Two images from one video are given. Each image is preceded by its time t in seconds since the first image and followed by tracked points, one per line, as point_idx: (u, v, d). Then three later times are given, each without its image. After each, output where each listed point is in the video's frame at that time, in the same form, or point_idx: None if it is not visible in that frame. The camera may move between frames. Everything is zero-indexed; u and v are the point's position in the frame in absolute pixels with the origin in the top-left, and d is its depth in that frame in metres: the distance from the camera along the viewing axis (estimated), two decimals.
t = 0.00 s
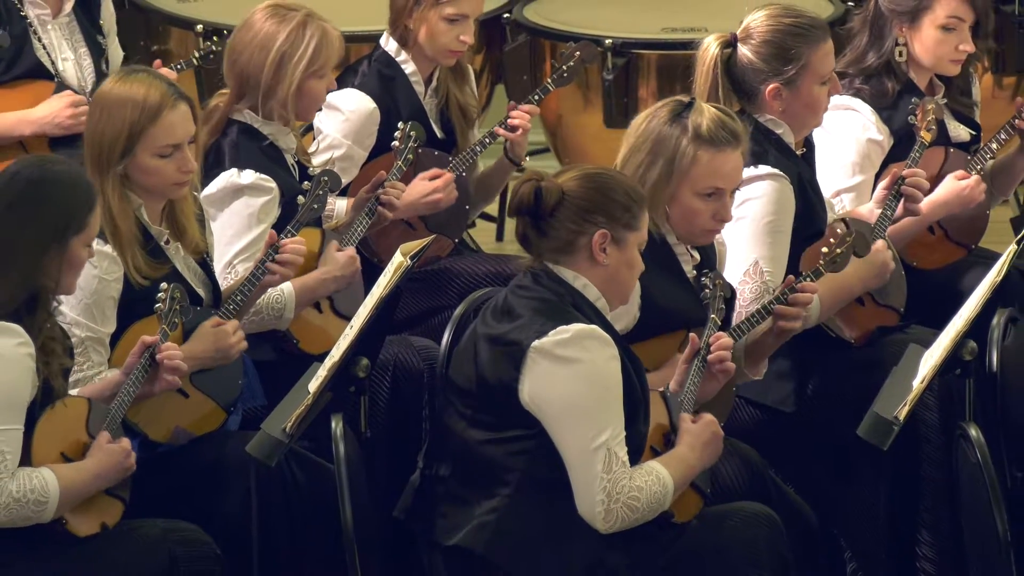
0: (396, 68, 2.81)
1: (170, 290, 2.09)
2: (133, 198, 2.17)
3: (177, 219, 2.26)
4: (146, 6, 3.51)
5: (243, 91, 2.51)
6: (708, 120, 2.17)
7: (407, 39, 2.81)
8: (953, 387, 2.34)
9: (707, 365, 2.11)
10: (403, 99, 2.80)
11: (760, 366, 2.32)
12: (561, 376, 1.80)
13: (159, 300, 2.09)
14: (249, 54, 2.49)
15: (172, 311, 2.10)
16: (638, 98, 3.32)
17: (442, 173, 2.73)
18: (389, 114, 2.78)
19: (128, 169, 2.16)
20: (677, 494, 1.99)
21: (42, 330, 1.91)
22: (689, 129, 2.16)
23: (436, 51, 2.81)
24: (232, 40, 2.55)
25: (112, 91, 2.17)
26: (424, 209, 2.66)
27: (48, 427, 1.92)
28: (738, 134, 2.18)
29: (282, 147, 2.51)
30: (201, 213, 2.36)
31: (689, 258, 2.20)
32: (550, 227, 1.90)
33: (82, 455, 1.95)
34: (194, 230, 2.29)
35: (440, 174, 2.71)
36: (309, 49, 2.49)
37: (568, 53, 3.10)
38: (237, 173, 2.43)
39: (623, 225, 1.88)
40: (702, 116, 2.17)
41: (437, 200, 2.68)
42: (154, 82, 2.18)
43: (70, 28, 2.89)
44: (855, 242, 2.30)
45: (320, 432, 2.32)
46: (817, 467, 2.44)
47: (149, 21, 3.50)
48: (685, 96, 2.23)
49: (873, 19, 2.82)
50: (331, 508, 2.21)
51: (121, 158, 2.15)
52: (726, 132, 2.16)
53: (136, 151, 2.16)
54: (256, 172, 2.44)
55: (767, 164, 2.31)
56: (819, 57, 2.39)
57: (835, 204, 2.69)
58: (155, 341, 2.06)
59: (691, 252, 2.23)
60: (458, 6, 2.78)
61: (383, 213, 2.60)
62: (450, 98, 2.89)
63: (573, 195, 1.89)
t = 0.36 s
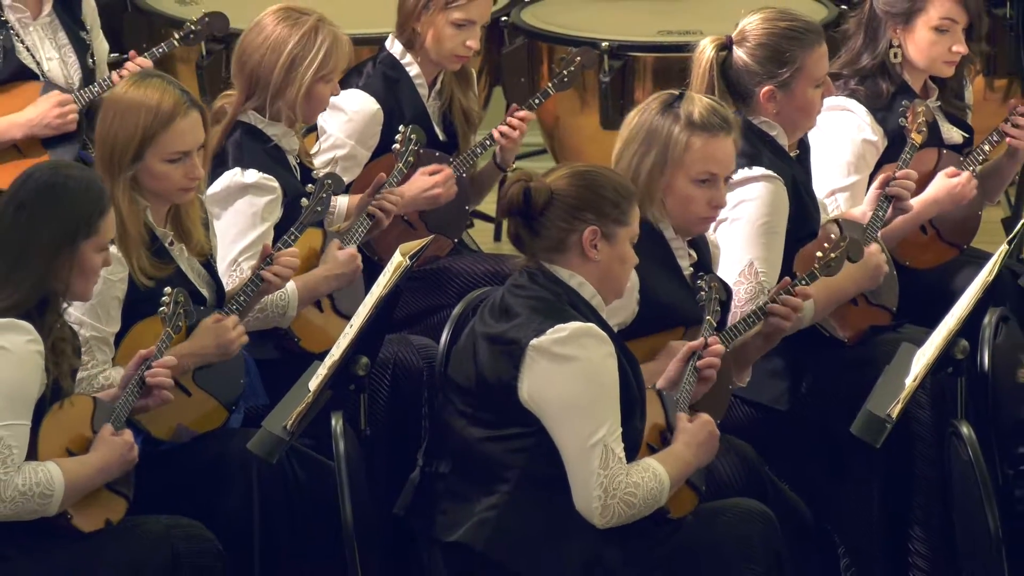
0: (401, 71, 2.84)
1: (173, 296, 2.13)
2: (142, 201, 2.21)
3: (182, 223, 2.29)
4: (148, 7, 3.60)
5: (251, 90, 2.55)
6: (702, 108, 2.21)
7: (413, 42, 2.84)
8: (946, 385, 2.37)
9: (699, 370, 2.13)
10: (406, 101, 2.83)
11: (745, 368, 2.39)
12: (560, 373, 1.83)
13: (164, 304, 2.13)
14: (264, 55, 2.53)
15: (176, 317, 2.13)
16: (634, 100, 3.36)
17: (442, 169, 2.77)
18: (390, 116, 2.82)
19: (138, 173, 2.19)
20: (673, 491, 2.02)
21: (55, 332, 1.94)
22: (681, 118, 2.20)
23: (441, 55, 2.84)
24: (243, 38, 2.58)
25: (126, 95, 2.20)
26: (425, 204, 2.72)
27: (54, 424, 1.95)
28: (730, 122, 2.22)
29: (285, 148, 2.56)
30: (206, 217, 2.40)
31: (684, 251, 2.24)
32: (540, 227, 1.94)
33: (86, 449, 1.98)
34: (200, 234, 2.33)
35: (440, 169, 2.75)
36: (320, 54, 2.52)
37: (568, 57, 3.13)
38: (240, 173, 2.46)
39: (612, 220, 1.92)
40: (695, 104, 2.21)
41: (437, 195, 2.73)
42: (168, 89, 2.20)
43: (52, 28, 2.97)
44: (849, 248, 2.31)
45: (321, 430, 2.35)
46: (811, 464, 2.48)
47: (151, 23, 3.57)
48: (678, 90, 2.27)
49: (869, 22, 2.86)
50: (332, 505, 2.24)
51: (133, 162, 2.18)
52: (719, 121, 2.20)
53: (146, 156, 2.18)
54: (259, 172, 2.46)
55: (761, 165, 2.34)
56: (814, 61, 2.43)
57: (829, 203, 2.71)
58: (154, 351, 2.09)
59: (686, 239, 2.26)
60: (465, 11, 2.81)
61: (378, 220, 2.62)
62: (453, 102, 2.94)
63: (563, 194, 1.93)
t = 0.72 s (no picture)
0: (400, 74, 2.87)
1: (178, 296, 2.19)
2: (142, 201, 2.25)
3: (184, 224, 2.32)
4: (152, 11, 3.66)
5: (248, 91, 2.59)
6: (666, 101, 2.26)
7: (412, 45, 2.88)
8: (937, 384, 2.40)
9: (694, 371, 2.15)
10: (406, 104, 2.87)
11: (739, 362, 2.39)
12: (554, 374, 1.86)
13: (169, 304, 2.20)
14: (259, 55, 2.58)
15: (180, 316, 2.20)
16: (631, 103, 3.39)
17: (442, 174, 2.80)
18: (390, 119, 2.85)
19: (138, 173, 2.22)
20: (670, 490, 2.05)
21: (55, 329, 1.98)
22: (648, 111, 2.26)
23: (439, 58, 2.87)
24: (238, 40, 2.63)
25: (123, 97, 2.23)
26: (424, 209, 2.74)
27: (60, 423, 1.98)
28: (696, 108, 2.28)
29: (284, 149, 2.60)
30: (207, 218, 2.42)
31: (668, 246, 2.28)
32: (525, 228, 1.97)
33: (91, 450, 2.01)
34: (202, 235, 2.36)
35: (440, 175, 2.78)
36: (314, 51, 2.57)
37: (565, 60, 3.17)
38: (240, 174, 2.50)
39: (596, 216, 1.95)
40: (658, 97, 2.27)
41: (436, 201, 2.75)
42: (161, 88, 2.24)
43: (45, 29, 3.00)
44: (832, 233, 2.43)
45: (323, 428, 2.39)
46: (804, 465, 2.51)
47: (155, 28, 3.62)
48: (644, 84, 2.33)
49: (864, 25, 2.90)
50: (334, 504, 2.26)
51: (132, 162, 2.21)
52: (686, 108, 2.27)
53: (145, 155, 2.21)
54: (259, 173, 2.50)
55: (753, 167, 2.37)
56: (799, 62, 2.46)
57: (825, 202, 2.74)
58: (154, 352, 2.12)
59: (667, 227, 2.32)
60: (463, 14, 2.84)
61: (378, 220, 2.66)
62: (451, 104, 2.97)
63: (547, 192, 1.96)
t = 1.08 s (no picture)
0: (398, 77, 2.91)
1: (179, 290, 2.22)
2: (143, 202, 2.28)
3: (186, 223, 2.36)
4: (155, 15, 3.70)
5: (247, 93, 2.62)
6: (631, 106, 2.28)
7: (410, 49, 2.91)
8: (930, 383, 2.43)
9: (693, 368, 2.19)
10: (404, 107, 2.90)
11: (725, 353, 2.41)
12: (550, 378, 1.89)
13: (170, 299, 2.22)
14: (258, 57, 2.62)
15: (184, 313, 2.22)
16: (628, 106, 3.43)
17: (443, 177, 2.83)
18: (390, 122, 2.88)
19: (134, 174, 2.25)
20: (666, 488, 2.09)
21: (49, 323, 2.00)
22: (619, 115, 2.28)
23: (437, 59, 2.91)
24: (235, 44, 2.67)
25: (114, 100, 2.26)
26: (424, 210, 2.77)
27: (64, 422, 2.01)
28: (665, 108, 2.30)
29: (283, 152, 2.64)
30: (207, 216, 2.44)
31: (652, 246, 2.33)
32: (517, 231, 2.00)
33: (95, 447, 2.04)
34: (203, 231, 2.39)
35: (441, 177, 2.81)
36: (308, 51, 2.61)
37: (562, 62, 3.20)
38: (240, 178, 2.53)
39: (586, 214, 1.99)
40: (624, 102, 2.28)
41: (436, 203, 2.78)
42: (150, 89, 2.27)
43: (48, 32, 3.04)
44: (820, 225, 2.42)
45: (324, 427, 2.43)
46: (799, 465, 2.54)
47: (159, 31, 3.66)
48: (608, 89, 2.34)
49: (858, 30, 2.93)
50: (335, 502, 2.30)
51: (127, 163, 2.24)
52: (654, 108, 2.28)
53: (140, 155, 2.25)
54: (259, 176, 2.54)
55: (746, 171, 2.40)
56: (789, 66, 2.49)
57: (819, 202, 2.78)
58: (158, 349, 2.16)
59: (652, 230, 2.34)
60: (458, 14, 2.87)
61: (378, 220, 2.69)
62: (450, 104, 3.01)
63: (535, 194, 2.00)
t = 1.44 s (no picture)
0: (393, 81, 2.94)
1: (179, 288, 2.24)
2: (141, 203, 2.31)
3: (186, 223, 2.39)
4: (158, 19, 3.74)
5: (245, 96, 2.65)
6: (604, 121, 2.31)
7: (402, 52, 2.95)
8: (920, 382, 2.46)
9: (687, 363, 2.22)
10: (400, 110, 2.94)
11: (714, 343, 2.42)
12: (545, 379, 1.93)
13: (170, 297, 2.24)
14: (255, 61, 2.64)
15: (181, 310, 2.25)
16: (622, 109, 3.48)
17: (438, 175, 2.87)
18: (386, 125, 2.91)
19: (131, 176, 2.28)
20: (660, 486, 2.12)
21: (40, 318, 2.05)
22: (592, 131, 2.31)
23: (429, 61, 2.94)
24: (230, 47, 2.70)
25: (107, 106, 2.30)
26: (421, 211, 2.81)
27: (66, 421, 2.04)
28: (638, 119, 2.32)
29: (279, 154, 2.67)
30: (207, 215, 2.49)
31: (637, 251, 2.37)
32: (512, 234, 2.04)
33: (97, 446, 2.07)
34: (201, 228, 2.42)
35: (437, 177, 2.85)
36: (303, 54, 2.64)
37: (555, 64, 3.24)
38: (237, 182, 2.58)
39: (576, 215, 2.02)
40: (596, 118, 2.31)
41: (433, 203, 2.82)
42: (142, 92, 2.30)
43: (53, 36, 3.08)
44: (805, 218, 2.43)
45: (323, 426, 2.46)
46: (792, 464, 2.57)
47: (162, 35, 3.70)
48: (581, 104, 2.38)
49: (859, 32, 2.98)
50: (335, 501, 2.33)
51: (122, 166, 2.27)
52: (626, 120, 2.31)
53: (135, 158, 2.28)
54: (257, 179, 2.58)
55: (738, 175, 2.44)
56: (778, 70, 2.53)
57: (812, 200, 2.80)
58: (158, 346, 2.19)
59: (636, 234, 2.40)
60: (449, 17, 2.91)
61: (375, 220, 2.72)
62: (443, 107, 3.04)
63: (526, 199, 2.03)
